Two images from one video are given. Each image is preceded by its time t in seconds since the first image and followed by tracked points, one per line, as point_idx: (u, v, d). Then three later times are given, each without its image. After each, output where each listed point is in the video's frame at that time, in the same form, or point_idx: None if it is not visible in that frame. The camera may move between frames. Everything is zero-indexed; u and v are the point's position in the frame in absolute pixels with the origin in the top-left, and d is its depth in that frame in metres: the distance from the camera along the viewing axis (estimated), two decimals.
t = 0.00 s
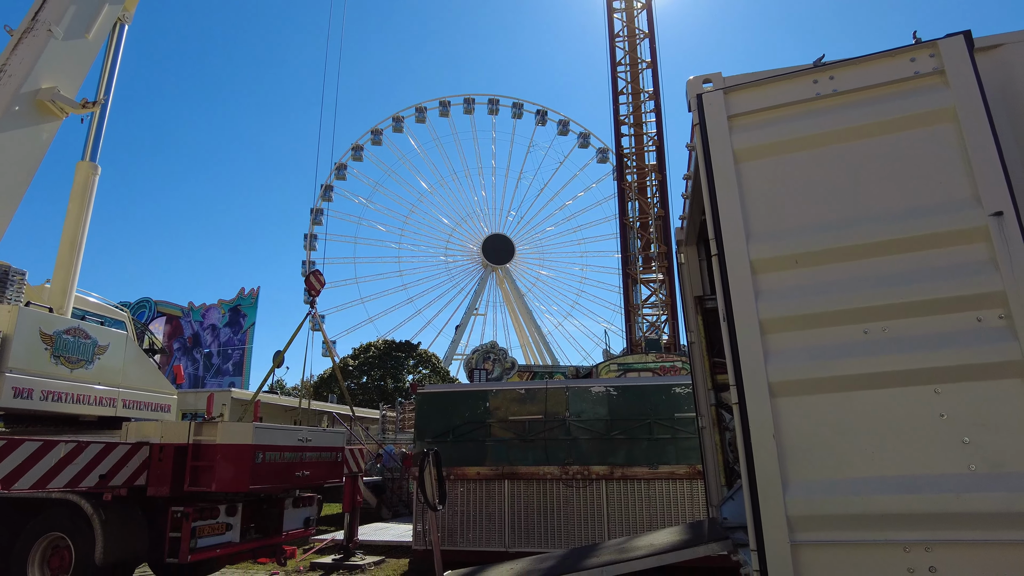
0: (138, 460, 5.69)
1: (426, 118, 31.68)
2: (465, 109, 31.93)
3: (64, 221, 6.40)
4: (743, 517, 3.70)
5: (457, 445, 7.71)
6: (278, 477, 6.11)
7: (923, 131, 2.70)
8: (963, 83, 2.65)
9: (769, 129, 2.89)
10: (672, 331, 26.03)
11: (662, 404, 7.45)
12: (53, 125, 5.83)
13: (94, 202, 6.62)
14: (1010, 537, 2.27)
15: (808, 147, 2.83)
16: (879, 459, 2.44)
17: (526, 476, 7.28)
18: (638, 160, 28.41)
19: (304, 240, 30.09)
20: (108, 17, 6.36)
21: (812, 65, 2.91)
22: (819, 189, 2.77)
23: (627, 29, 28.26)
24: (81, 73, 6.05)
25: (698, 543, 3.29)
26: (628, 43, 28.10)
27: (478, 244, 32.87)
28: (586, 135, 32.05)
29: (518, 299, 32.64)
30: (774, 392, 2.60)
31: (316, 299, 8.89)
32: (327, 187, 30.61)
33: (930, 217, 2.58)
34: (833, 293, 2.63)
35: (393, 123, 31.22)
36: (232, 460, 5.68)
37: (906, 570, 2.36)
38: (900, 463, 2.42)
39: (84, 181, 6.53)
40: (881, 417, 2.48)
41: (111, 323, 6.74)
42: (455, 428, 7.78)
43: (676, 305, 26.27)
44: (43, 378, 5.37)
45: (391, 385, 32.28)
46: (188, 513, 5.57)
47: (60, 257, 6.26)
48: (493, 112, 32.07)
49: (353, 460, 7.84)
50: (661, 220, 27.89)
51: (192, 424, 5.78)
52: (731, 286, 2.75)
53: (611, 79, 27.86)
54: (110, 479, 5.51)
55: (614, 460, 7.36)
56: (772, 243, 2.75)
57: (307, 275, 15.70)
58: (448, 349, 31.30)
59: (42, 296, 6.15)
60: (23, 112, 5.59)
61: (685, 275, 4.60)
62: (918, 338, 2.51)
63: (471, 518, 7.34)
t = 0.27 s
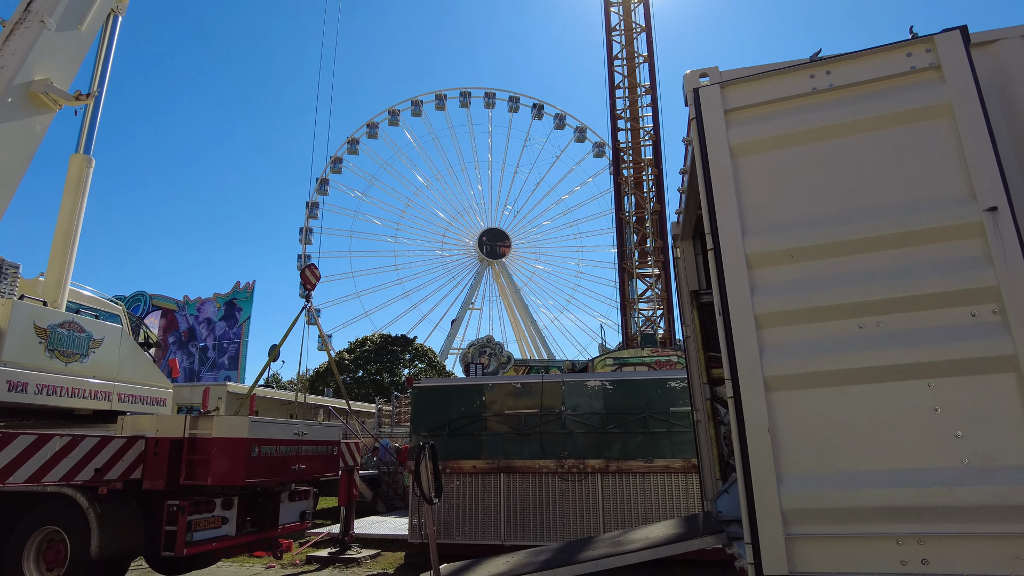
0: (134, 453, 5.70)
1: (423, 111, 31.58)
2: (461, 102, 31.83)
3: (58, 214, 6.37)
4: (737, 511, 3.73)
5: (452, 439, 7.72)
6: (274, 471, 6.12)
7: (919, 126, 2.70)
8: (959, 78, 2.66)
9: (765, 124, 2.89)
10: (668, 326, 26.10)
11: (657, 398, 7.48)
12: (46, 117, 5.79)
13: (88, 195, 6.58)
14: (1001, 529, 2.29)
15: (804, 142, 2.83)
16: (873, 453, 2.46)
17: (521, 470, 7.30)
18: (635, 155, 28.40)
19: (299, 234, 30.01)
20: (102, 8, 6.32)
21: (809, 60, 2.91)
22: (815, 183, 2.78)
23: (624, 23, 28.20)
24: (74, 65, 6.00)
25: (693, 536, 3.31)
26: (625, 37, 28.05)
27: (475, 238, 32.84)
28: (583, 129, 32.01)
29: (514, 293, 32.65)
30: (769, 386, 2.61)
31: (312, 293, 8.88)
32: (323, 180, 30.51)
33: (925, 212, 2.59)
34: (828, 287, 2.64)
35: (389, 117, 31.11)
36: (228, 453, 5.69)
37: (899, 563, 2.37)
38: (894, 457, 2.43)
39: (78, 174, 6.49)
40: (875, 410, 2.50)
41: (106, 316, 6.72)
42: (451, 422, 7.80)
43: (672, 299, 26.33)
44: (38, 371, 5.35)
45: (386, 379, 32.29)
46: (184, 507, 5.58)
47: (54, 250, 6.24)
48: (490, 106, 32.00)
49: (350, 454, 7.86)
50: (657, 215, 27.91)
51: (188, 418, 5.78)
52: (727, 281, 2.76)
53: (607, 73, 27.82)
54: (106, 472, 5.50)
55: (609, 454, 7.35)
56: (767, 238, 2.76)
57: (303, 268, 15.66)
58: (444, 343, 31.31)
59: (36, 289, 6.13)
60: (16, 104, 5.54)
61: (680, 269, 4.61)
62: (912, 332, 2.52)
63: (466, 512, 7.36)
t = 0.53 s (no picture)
0: (132, 448, 5.68)
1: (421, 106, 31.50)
2: (459, 97, 31.75)
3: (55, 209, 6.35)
4: (735, 505, 3.74)
5: (451, 434, 7.75)
6: (273, 466, 6.13)
7: (917, 122, 2.70)
8: (958, 74, 2.66)
9: (764, 119, 2.89)
10: (666, 321, 26.14)
11: (655, 393, 7.49)
12: (43, 111, 5.76)
13: (86, 189, 6.56)
14: (997, 523, 2.30)
15: (803, 138, 2.83)
16: (870, 448, 2.47)
17: (519, 465, 7.32)
18: (633, 150, 28.37)
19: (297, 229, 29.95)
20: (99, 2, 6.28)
21: (808, 55, 2.91)
22: (814, 179, 2.78)
23: (623, 18, 28.12)
24: (70, 59, 5.97)
25: (691, 530, 3.32)
26: (624, 32, 27.97)
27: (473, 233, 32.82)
28: (582, 124, 31.96)
29: (512, 289, 32.64)
30: (768, 381, 2.62)
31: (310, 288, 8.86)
32: (320, 175, 30.44)
33: (923, 208, 2.60)
34: (827, 283, 2.64)
35: (388, 111, 31.03)
36: (226, 447, 5.69)
37: (896, 557, 2.38)
38: (891, 452, 2.44)
39: (75, 169, 6.47)
40: (873, 405, 2.51)
41: (103, 311, 6.71)
42: (450, 417, 7.81)
43: (670, 295, 26.36)
44: (36, 366, 5.35)
45: (385, 374, 32.31)
46: (183, 502, 5.59)
47: (51, 245, 6.22)
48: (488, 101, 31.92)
49: (348, 449, 7.87)
50: (656, 210, 27.89)
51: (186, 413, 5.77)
52: (725, 276, 2.76)
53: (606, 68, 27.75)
54: (104, 467, 5.48)
55: (607, 449, 7.41)
56: (766, 233, 2.76)
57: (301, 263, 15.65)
58: (443, 338, 31.33)
59: (33, 284, 6.11)
60: (12, 97, 5.51)
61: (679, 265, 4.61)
62: (910, 328, 2.53)
63: (465, 507, 7.38)
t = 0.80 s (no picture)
0: (132, 444, 5.73)
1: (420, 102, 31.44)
2: (459, 93, 31.70)
3: (54, 204, 6.34)
4: (735, 501, 3.75)
5: (450, 429, 7.76)
6: (273, 461, 6.13)
7: (918, 117, 2.70)
8: (959, 69, 2.65)
9: (764, 115, 2.88)
10: (666, 317, 26.15)
11: (654, 388, 7.49)
12: (41, 106, 5.75)
13: (85, 184, 6.55)
14: (996, 519, 2.31)
15: (804, 133, 2.83)
16: (870, 443, 2.47)
17: (519, 459, 7.32)
18: (633, 146, 28.33)
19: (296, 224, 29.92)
20: None
21: (809, 50, 2.90)
22: (815, 174, 2.77)
23: (623, 13, 28.05)
24: (69, 54, 5.96)
25: (691, 526, 3.33)
26: (624, 27, 27.91)
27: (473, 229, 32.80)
28: (582, 120, 31.90)
29: (512, 284, 32.64)
30: (768, 376, 2.62)
31: (310, 284, 8.86)
32: (320, 170, 30.39)
33: (924, 203, 2.59)
34: (827, 279, 2.64)
35: (387, 107, 30.97)
36: (227, 442, 5.70)
37: (895, 552, 2.39)
38: (890, 447, 2.45)
39: (74, 164, 6.46)
40: (874, 401, 2.51)
41: (103, 306, 6.71)
42: (450, 412, 7.83)
43: (670, 291, 26.37)
44: (35, 361, 5.35)
45: (385, 370, 32.33)
46: (183, 497, 5.61)
47: (50, 240, 6.21)
48: (488, 96, 31.86)
49: (348, 444, 7.89)
50: (655, 206, 27.86)
51: (186, 408, 5.77)
52: (726, 271, 2.76)
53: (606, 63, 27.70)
54: (105, 462, 5.50)
55: (607, 444, 7.42)
56: (766, 229, 2.76)
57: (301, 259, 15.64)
58: (442, 334, 31.35)
59: (32, 280, 6.11)
60: (10, 92, 5.50)
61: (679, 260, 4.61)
62: (910, 324, 2.53)
63: (464, 502, 7.40)
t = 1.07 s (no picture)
0: (133, 438, 5.69)
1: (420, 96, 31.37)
2: (459, 87, 31.61)
3: (54, 198, 6.34)
4: (734, 495, 3.76)
5: (451, 423, 7.79)
6: (273, 455, 6.14)
7: (920, 111, 2.69)
8: (961, 63, 2.64)
9: (765, 109, 2.88)
10: (666, 312, 26.17)
11: (654, 383, 7.49)
12: (41, 100, 5.74)
13: (85, 178, 6.55)
14: (994, 513, 2.32)
15: (805, 127, 2.82)
16: (869, 436, 2.48)
17: (519, 453, 7.35)
18: (633, 140, 28.27)
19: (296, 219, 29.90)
20: None
21: (810, 44, 2.89)
22: (816, 169, 2.77)
23: (624, 6, 27.95)
24: (68, 47, 5.95)
25: (691, 519, 3.34)
26: (625, 21, 27.82)
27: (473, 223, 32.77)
28: (582, 114, 31.82)
29: (512, 279, 32.64)
30: (767, 371, 2.62)
31: (310, 278, 8.86)
32: (320, 165, 30.35)
33: (925, 198, 2.59)
34: (827, 273, 2.64)
35: (387, 101, 30.91)
36: (227, 437, 5.71)
37: (894, 546, 2.40)
38: (889, 441, 2.45)
39: (74, 158, 6.45)
40: (873, 396, 2.51)
41: (104, 301, 6.71)
42: (450, 406, 7.84)
43: (670, 285, 26.38)
44: (36, 356, 5.35)
45: (385, 364, 32.37)
46: (184, 491, 5.62)
47: (50, 235, 6.21)
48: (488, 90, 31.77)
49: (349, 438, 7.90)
50: (656, 201, 27.83)
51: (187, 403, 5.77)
52: (726, 266, 2.76)
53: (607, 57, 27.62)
54: (106, 456, 5.50)
55: (606, 438, 7.45)
56: (766, 224, 2.75)
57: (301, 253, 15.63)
58: (442, 328, 31.37)
59: (33, 274, 6.11)
60: (10, 86, 5.49)
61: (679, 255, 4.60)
62: (910, 318, 2.53)
63: (464, 496, 7.42)
